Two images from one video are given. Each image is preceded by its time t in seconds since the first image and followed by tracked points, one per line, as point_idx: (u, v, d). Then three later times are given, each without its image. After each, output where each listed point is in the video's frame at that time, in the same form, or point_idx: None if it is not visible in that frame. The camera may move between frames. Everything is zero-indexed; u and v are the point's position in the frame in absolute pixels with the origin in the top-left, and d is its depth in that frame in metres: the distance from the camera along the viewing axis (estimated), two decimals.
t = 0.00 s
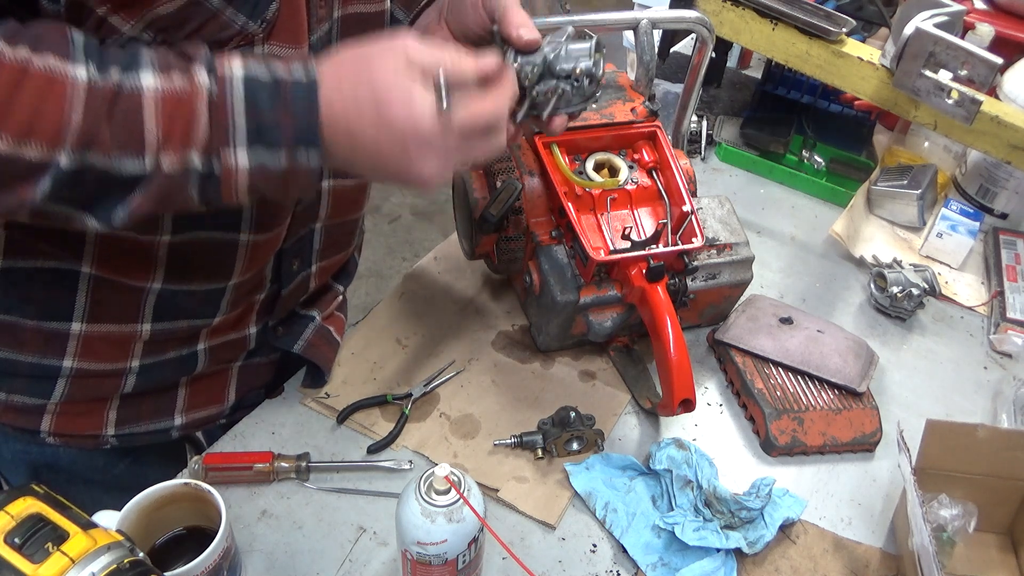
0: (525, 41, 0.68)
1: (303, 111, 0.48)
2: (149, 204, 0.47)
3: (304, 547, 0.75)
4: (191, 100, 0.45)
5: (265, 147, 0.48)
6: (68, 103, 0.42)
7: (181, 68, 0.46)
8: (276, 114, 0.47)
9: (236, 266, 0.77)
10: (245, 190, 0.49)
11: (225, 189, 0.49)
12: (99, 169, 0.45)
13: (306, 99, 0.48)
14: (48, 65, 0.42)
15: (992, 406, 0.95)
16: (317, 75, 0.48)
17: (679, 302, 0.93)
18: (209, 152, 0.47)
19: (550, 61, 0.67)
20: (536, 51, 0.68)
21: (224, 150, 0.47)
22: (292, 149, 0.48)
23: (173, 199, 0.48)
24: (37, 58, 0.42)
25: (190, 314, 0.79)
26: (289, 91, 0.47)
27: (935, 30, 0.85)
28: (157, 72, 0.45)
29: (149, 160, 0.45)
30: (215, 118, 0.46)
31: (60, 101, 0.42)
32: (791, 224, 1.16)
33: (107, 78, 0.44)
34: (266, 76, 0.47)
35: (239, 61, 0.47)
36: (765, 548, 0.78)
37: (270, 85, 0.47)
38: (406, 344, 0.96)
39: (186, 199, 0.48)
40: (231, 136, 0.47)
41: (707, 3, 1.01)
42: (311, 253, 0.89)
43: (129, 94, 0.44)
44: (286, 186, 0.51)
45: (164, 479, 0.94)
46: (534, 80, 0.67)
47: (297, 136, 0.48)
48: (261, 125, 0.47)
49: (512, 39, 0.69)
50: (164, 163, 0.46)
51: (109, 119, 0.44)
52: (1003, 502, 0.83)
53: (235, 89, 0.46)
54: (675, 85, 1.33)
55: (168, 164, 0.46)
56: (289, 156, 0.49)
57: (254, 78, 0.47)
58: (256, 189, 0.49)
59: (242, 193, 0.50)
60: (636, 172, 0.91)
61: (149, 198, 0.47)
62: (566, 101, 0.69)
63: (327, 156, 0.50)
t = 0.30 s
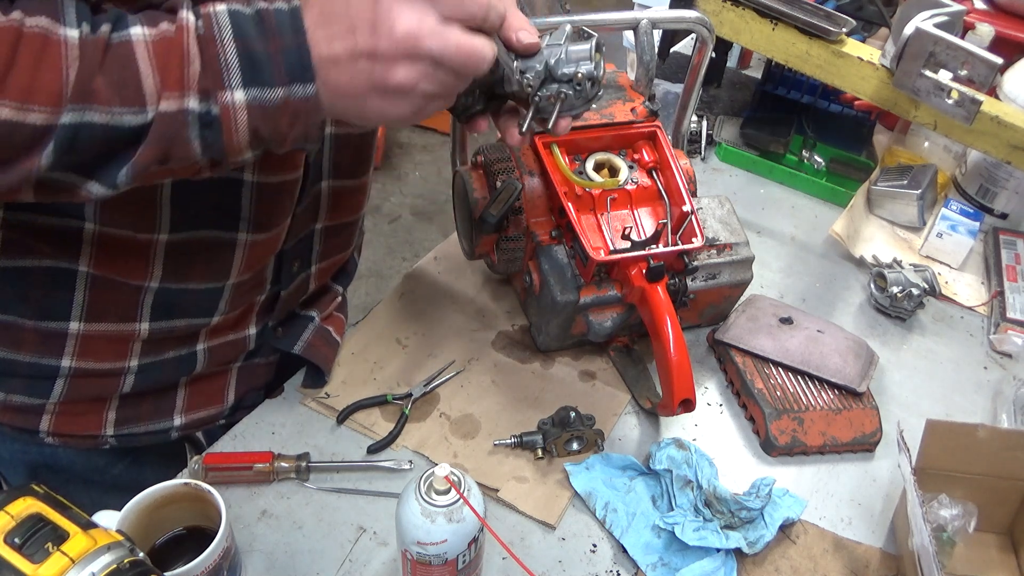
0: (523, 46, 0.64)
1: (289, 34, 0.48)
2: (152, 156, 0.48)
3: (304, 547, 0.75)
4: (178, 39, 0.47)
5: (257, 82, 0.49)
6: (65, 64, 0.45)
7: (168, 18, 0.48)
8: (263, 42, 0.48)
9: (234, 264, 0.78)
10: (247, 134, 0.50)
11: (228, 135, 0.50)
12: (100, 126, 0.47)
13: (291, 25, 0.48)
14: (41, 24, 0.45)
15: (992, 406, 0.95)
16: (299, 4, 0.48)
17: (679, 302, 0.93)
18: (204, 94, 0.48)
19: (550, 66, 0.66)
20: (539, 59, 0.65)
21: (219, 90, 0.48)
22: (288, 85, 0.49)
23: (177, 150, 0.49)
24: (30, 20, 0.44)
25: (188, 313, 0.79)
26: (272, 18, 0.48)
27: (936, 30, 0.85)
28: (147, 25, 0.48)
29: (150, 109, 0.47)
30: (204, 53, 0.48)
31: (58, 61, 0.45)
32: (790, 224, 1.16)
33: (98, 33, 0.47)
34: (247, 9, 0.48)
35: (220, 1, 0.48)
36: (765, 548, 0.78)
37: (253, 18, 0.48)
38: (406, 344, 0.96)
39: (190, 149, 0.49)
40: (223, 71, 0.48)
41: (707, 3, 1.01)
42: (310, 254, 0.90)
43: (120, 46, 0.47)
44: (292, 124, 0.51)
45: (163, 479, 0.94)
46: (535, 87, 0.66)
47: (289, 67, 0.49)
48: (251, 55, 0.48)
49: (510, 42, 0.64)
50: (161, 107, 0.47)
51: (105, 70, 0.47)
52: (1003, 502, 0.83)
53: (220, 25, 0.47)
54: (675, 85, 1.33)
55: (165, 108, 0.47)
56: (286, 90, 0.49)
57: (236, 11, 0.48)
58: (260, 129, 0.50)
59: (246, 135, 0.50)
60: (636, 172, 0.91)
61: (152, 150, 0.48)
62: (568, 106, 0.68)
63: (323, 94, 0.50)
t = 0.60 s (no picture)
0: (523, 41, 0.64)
1: (275, 33, 0.50)
2: (142, 157, 0.50)
3: (305, 547, 0.75)
4: (168, 40, 0.49)
5: (244, 81, 0.51)
6: (56, 66, 0.47)
7: (157, 20, 0.51)
8: (250, 43, 0.50)
9: (232, 265, 0.78)
10: (236, 133, 0.52)
11: (216, 134, 0.52)
12: (90, 126, 0.49)
13: (277, 23, 0.50)
14: (34, 26, 0.47)
15: (992, 406, 0.95)
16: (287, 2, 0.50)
17: (679, 302, 0.93)
18: (193, 94, 0.50)
19: (550, 59, 0.66)
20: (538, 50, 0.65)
21: (207, 89, 0.50)
22: (275, 83, 0.51)
23: (165, 150, 0.51)
24: (21, 22, 0.46)
25: (186, 312, 0.79)
26: (258, 17, 0.50)
27: (936, 30, 0.85)
28: (136, 27, 0.50)
29: (138, 108, 0.49)
30: (193, 55, 0.50)
31: (49, 64, 0.47)
32: (790, 224, 1.16)
33: (89, 36, 0.49)
34: (236, 11, 0.51)
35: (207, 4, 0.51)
36: (765, 548, 0.78)
37: (241, 19, 0.51)
38: (406, 344, 0.96)
39: (182, 149, 0.51)
40: (211, 70, 0.50)
41: (707, 3, 1.01)
42: (309, 254, 0.90)
43: (111, 47, 0.49)
44: (281, 123, 0.53)
45: (163, 479, 0.94)
46: (535, 80, 0.66)
47: (276, 65, 0.51)
48: (239, 54, 0.50)
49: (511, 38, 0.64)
50: (150, 106, 0.49)
51: (94, 70, 0.48)
52: (1003, 502, 0.83)
53: (207, 26, 0.50)
54: (675, 85, 1.33)
55: (154, 105, 0.49)
56: (274, 88, 0.51)
57: (225, 12, 0.51)
58: (248, 129, 0.52)
59: (236, 136, 0.53)
60: (636, 172, 0.91)
61: (140, 149, 0.50)
62: (567, 99, 0.69)
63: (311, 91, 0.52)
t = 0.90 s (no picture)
0: (536, 19, 0.72)
1: (281, 89, 0.47)
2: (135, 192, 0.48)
3: (305, 547, 0.75)
4: (166, 86, 0.45)
5: (244, 133, 0.48)
6: (44, 96, 0.43)
7: (156, 54, 0.46)
8: (253, 94, 0.47)
9: (232, 264, 0.78)
10: (231, 175, 0.50)
11: (212, 175, 0.50)
12: (78, 161, 0.45)
13: (284, 83, 0.47)
14: (20, 52, 0.42)
15: (991, 406, 0.95)
16: (296, 56, 0.47)
17: (679, 302, 0.93)
18: (191, 144, 0.47)
19: (561, 40, 0.71)
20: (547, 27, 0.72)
21: (205, 142, 0.48)
22: (275, 139, 0.49)
23: (159, 186, 0.49)
24: (9, 49, 0.42)
25: (186, 311, 0.79)
26: (266, 72, 0.47)
27: (935, 30, 0.86)
28: (132, 59, 0.45)
29: (130, 151, 0.46)
30: (192, 102, 0.46)
31: (35, 94, 0.42)
32: (791, 224, 1.16)
33: (80, 66, 0.44)
34: (241, 58, 0.47)
35: (212, 44, 0.46)
36: (765, 548, 0.78)
37: (247, 68, 0.47)
38: (406, 344, 0.96)
39: (174, 184, 0.49)
40: (209, 124, 0.47)
41: (707, 3, 1.01)
42: (310, 255, 0.90)
43: (102, 81, 0.44)
44: (277, 168, 0.52)
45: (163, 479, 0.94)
46: (543, 54, 0.71)
47: (277, 121, 0.48)
48: (239, 107, 0.47)
49: (524, 17, 0.73)
50: (144, 155, 0.46)
51: (84, 106, 0.44)
52: (1003, 502, 0.83)
53: (210, 74, 0.46)
54: (675, 85, 1.33)
55: (149, 156, 0.46)
56: (273, 142, 0.49)
57: (229, 59, 0.46)
58: (243, 172, 0.50)
59: (230, 176, 0.51)
60: (636, 172, 0.91)
61: (134, 187, 0.48)
62: (572, 81, 0.72)
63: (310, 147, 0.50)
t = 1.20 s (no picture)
0: (529, 20, 0.72)
1: (299, 121, 0.53)
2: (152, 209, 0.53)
3: (305, 547, 0.75)
4: (190, 115, 0.50)
5: (260, 158, 0.54)
6: (69, 119, 0.47)
7: (179, 82, 0.51)
8: (271, 126, 0.53)
9: (232, 264, 0.78)
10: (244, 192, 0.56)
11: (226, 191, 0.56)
12: (102, 180, 0.50)
13: (301, 112, 0.53)
14: (47, 76, 0.46)
15: (992, 406, 0.96)
16: (312, 86, 0.54)
17: (679, 302, 0.93)
18: (209, 165, 0.53)
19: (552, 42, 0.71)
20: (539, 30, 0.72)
21: (223, 164, 0.53)
22: (290, 163, 0.55)
23: (176, 203, 0.54)
24: (33, 71, 0.46)
25: (186, 311, 0.79)
26: (285, 104, 0.53)
27: (936, 30, 0.86)
28: (156, 87, 0.50)
29: (151, 171, 0.51)
30: (214, 131, 0.52)
31: (61, 117, 0.46)
32: (790, 224, 1.16)
33: (107, 93, 0.48)
34: (262, 87, 0.52)
35: (232, 74, 0.52)
36: (765, 548, 0.78)
37: (266, 98, 0.52)
38: (406, 344, 0.96)
39: (189, 199, 0.55)
40: (229, 148, 0.52)
41: (707, 3, 1.01)
42: (310, 255, 0.90)
43: (128, 106, 0.49)
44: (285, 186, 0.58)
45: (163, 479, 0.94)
46: (531, 56, 0.70)
47: (293, 149, 0.54)
48: (259, 137, 0.53)
49: (517, 18, 0.73)
50: (167, 176, 0.51)
51: (111, 131, 0.49)
52: (1003, 502, 0.83)
53: (231, 103, 0.51)
54: (675, 85, 1.34)
55: (171, 177, 0.51)
56: (288, 166, 0.55)
57: (250, 88, 0.52)
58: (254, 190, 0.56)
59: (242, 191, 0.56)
60: (636, 172, 0.91)
61: (151, 202, 0.53)
62: (560, 83, 0.71)
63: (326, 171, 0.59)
